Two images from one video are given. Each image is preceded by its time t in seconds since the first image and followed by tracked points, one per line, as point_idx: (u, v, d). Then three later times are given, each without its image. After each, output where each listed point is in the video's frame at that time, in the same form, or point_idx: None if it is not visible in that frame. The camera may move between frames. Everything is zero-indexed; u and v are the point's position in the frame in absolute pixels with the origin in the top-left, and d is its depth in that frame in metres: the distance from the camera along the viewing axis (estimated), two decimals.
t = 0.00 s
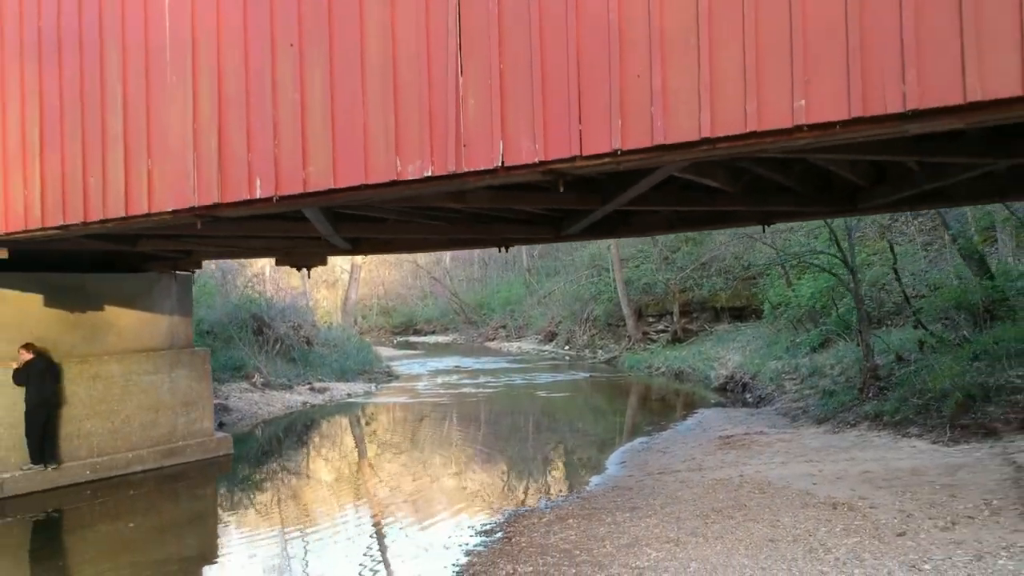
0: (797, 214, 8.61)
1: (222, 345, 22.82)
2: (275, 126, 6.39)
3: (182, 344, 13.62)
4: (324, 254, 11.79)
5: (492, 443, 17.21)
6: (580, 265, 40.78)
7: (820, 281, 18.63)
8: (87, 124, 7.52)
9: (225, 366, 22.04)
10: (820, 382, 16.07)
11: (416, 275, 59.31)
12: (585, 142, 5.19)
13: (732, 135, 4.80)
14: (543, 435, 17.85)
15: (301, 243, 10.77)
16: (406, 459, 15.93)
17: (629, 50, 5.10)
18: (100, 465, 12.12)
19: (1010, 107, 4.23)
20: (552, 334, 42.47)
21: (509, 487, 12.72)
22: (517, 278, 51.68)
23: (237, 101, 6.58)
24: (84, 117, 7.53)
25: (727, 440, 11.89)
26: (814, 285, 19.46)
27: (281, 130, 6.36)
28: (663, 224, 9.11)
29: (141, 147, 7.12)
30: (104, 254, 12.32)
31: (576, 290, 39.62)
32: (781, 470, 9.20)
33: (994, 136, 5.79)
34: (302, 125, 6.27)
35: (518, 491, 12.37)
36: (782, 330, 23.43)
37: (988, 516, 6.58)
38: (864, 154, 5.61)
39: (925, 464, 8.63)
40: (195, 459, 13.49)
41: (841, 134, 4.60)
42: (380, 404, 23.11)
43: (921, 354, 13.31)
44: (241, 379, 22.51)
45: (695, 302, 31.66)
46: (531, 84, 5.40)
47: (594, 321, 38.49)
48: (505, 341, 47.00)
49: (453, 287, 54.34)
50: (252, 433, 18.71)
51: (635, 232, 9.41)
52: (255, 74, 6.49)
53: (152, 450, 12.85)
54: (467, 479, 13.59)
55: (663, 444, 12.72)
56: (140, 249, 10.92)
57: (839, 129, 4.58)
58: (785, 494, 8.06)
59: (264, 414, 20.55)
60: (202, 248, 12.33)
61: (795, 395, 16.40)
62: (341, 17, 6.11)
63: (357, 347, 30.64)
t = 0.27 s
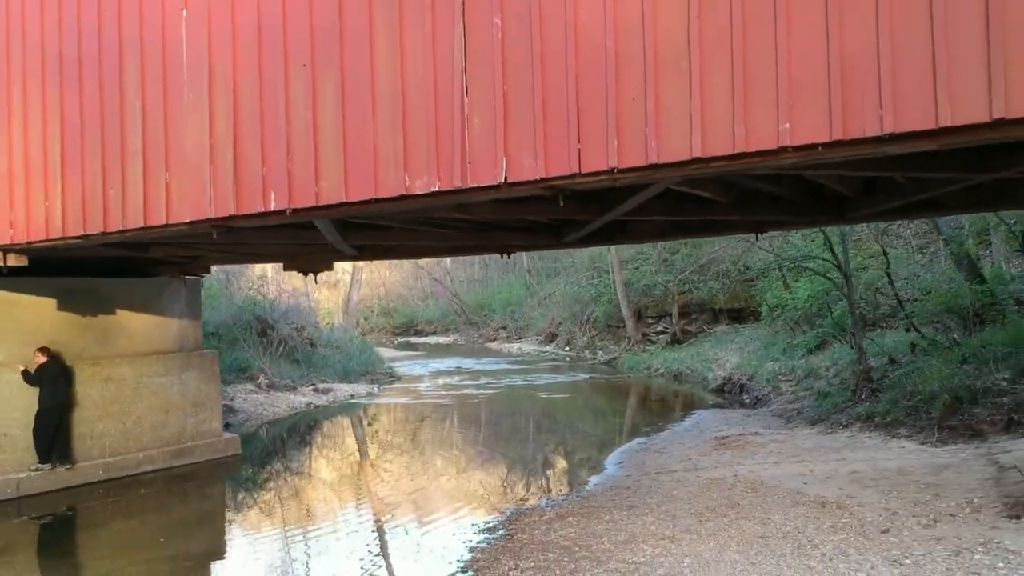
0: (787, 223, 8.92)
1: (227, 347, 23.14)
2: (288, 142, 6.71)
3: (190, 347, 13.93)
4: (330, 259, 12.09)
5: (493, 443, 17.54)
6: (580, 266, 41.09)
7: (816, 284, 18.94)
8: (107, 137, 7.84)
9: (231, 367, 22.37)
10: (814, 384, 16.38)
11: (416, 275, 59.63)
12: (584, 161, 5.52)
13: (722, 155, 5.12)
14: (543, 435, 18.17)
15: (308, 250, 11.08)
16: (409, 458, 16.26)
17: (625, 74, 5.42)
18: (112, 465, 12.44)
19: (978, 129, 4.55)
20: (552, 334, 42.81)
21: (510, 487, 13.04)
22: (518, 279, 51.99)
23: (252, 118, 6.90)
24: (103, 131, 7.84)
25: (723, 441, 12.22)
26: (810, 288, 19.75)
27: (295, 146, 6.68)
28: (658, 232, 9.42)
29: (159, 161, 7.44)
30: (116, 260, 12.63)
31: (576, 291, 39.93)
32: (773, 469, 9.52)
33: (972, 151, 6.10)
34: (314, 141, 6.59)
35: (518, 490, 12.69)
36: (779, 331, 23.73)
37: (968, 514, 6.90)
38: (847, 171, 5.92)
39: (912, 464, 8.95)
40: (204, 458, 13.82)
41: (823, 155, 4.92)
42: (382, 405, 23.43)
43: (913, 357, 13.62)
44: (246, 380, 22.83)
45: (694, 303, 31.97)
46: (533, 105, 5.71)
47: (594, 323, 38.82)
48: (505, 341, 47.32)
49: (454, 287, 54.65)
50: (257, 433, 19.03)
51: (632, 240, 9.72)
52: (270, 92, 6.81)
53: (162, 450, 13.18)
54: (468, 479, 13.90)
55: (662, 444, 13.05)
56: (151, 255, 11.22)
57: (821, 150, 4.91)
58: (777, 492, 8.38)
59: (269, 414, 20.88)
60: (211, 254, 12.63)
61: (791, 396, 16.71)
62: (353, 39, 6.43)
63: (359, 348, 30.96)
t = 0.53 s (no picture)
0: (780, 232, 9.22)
1: (232, 349, 23.46)
2: (301, 156, 7.02)
3: (199, 350, 14.24)
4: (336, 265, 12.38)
5: (494, 444, 17.86)
6: (580, 268, 41.42)
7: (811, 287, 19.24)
8: (125, 151, 8.15)
9: (236, 369, 22.69)
10: (809, 386, 16.70)
11: (417, 276, 59.96)
12: (583, 177, 5.84)
13: (713, 174, 5.44)
14: (544, 436, 18.49)
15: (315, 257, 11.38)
16: (412, 459, 16.59)
17: (622, 96, 5.73)
18: (123, 465, 12.76)
19: (952, 151, 4.87)
20: (553, 336, 43.15)
21: (510, 486, 13.35)
22: (518, 280, 52.32)
23: (266, 134, 7.21)
24: (122, 145, 8.16)
25: (719, 442, 12.53)
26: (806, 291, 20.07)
27: (307, 160, 6.99)
28: (655, 240, 9.73)
29: (176, 173, 7.76)
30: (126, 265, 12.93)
31: (576, 293, 40.26)
32: (767, 469, 9.84)
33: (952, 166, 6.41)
34: (326, 156, 6.90)
35: (518, 490, 13.00)
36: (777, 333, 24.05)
37: (951, 512, 7.21)
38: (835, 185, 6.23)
39: (900, 464, 9.26)
40: (212, 459, 14.13)
41: (807, 174, 5.24)
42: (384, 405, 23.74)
43: (905, 360, 13.93)
44: (251, 382, 23.14)
45: (693, 305, 32.30)
46: (535, 124, 6.03)
47: (594, 324, 39.17)
48: (505, 343, 47.65)
49: (455, 289, 54.97)
50: (262, 434, 19.34)
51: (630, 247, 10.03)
52: (284, 108, 7.12)
53: (172, 451, 13.50)
54: (469, 479, 14.22)
55: (660, 444, 13.37)
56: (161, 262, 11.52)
57: (805, 169, 5.23)
58: (770, 492, 8.69)
59: (273, 415, 21.20)
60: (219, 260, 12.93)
61: (787, 398, 17.02)
62: (363, 59, 6.74)
63: (362, 350, 31.25)
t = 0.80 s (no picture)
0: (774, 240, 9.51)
1: (237, 351, 23.76)
2: (313, 170, 7.33)
3: (207, 352, 14.55)
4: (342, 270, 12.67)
5: (495, 444, 18.17)
6: (580, 270, 41.74)
7: (808, 290, 19.53)
8: (142, 164, 8.46)
9: (241, 371, 22.99)
10: (805, 387, 17.01)
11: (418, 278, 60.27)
12: (583, 192, 6.14)
13: (706, 190, 5.75)
14: (544, 436, 18.80)
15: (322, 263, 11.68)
16: (414, 459, 16.91)
17: (620, 116, 6.04)
18: (134, 466, 13.07)
19: (931, 170, 5.17)
20: (553, 337, 43.47)
21: (511, 486, 13.66)
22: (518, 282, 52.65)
23: (280, 148, 7.52)
24: (139, 158, 8.47)
25: (716, 443, 12.84)
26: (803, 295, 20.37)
27: (319, 174, 7.30)
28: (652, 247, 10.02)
29: (191, 186, 8.06)
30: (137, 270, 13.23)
31: (576, 295, 40.57)
32: (762, 470, 10.15)
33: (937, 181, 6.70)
34: (337, 170, 7.21)
35: (519, 491, 13.31)
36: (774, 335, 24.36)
37: (936, 510, 7.51)
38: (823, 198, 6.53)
39: (890, 465, 9.57)
40: (220, 459, 14.44)
41: (795, 191, 5.55)
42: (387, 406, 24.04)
43: (898, 363, 14.23)
44: (255, 383, 23.44)
45: (692, 307, 32.62)
46: (537, 142, 6.33)
47: (594, 326, 39.50)
48: (506, 344, 47.98)
49: (455, 290, 55.29)
50: (267, 435, 19.64)
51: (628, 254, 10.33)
52: (296, 124, 7.43)
53: (182, 451, 13.80)
54: (471, 479, 14.53)
55: (659, 446, 13.67)
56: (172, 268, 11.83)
57: (793, 187, 5.54)
58: (764, 491, 8.99)
59: (278, 416, 21.51)
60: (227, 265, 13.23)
61: (784, 399, 17.33)
62: (373, 78, 7.04)
63: (364, 352, 31.54)
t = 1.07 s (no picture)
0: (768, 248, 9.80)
1: (242, 353, 24.07)
2: (324, 182, 7.64)
3: (215, 355, 14.86)
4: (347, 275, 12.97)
5: (496, 445, 18.48)
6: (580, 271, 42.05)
7: (804, 294, 19.82)
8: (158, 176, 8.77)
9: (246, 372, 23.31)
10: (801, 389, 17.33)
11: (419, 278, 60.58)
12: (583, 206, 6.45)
13: (699, 206, 6.06)
14: (545, 437, 19.11)
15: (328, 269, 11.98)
16: (417, 459, 17.23)
17: (618, 134, 6.35)
18: (145, 466, 13.38)
19: (911, 187, 5.48)
20: (554, 338, 43.79)
21: (512, 487, 13.97)
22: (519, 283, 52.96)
23: (291, 161, 7.83)
24: (155, 169, 8.78)
25: (713, 444, 13.16)
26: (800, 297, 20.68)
27: (329, 186, 7.61)
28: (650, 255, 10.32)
29: (206, 197, 8.37)
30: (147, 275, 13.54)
31: (576, 296, 40.87)
32: (756, 470, 10.46)
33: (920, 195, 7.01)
34: (347, 183, 7.52)
35: (520, 490, 13.62)
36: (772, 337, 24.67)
37: (922, 509, 7.83)
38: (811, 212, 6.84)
39: (880, 465, 9.88)
40: (228, 460, 14.75)
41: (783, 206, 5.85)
42: (389, 407, 24.35)
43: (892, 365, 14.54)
44: (260, 384, 23.75)
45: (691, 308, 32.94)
46: (539, 157, 6.64)
47: (594, 327, 39.82)
48: (506, 344, 48.30)
49: (456, 290, 55.62)
50: (272, 436, 19.96)
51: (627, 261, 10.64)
52: (308, 138, 7.74)
53: (191, 452, 14.12)
54: (472, 479, 14.85)
55: (657, 446, 14.00)
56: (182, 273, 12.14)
57: (781, 203, 5.85)
58: (758, 491, 9.30)
59: (282, 417, 21.82)
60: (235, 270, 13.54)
61: (780, 401, 17.64)
62: (382, 95, 7.36)
63: (366, 353, 31.84)
